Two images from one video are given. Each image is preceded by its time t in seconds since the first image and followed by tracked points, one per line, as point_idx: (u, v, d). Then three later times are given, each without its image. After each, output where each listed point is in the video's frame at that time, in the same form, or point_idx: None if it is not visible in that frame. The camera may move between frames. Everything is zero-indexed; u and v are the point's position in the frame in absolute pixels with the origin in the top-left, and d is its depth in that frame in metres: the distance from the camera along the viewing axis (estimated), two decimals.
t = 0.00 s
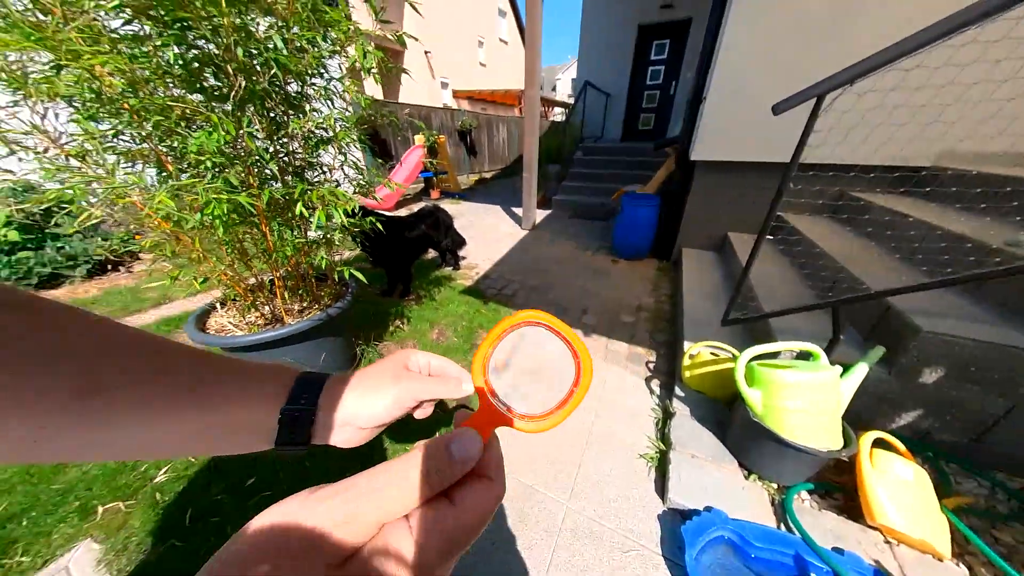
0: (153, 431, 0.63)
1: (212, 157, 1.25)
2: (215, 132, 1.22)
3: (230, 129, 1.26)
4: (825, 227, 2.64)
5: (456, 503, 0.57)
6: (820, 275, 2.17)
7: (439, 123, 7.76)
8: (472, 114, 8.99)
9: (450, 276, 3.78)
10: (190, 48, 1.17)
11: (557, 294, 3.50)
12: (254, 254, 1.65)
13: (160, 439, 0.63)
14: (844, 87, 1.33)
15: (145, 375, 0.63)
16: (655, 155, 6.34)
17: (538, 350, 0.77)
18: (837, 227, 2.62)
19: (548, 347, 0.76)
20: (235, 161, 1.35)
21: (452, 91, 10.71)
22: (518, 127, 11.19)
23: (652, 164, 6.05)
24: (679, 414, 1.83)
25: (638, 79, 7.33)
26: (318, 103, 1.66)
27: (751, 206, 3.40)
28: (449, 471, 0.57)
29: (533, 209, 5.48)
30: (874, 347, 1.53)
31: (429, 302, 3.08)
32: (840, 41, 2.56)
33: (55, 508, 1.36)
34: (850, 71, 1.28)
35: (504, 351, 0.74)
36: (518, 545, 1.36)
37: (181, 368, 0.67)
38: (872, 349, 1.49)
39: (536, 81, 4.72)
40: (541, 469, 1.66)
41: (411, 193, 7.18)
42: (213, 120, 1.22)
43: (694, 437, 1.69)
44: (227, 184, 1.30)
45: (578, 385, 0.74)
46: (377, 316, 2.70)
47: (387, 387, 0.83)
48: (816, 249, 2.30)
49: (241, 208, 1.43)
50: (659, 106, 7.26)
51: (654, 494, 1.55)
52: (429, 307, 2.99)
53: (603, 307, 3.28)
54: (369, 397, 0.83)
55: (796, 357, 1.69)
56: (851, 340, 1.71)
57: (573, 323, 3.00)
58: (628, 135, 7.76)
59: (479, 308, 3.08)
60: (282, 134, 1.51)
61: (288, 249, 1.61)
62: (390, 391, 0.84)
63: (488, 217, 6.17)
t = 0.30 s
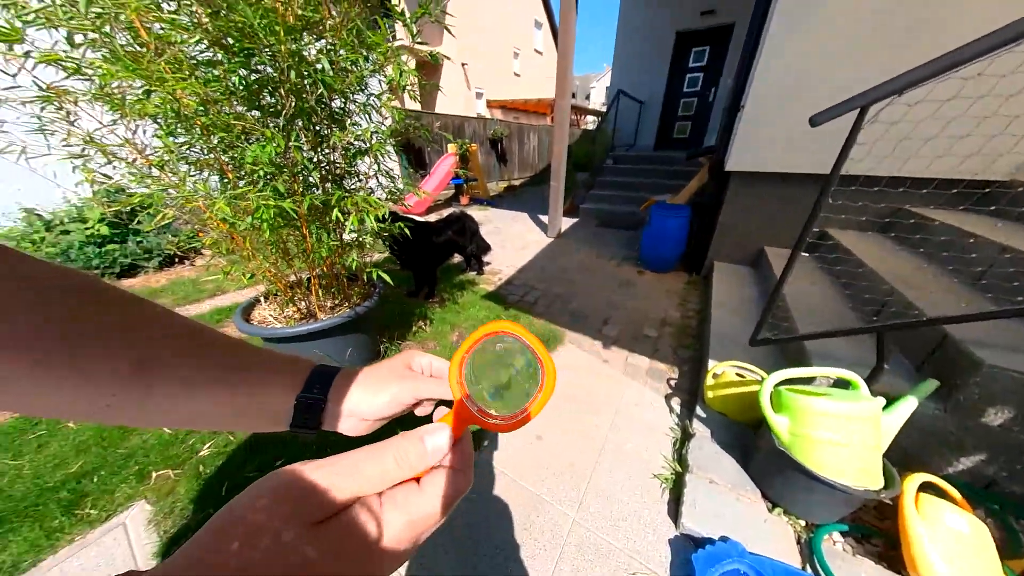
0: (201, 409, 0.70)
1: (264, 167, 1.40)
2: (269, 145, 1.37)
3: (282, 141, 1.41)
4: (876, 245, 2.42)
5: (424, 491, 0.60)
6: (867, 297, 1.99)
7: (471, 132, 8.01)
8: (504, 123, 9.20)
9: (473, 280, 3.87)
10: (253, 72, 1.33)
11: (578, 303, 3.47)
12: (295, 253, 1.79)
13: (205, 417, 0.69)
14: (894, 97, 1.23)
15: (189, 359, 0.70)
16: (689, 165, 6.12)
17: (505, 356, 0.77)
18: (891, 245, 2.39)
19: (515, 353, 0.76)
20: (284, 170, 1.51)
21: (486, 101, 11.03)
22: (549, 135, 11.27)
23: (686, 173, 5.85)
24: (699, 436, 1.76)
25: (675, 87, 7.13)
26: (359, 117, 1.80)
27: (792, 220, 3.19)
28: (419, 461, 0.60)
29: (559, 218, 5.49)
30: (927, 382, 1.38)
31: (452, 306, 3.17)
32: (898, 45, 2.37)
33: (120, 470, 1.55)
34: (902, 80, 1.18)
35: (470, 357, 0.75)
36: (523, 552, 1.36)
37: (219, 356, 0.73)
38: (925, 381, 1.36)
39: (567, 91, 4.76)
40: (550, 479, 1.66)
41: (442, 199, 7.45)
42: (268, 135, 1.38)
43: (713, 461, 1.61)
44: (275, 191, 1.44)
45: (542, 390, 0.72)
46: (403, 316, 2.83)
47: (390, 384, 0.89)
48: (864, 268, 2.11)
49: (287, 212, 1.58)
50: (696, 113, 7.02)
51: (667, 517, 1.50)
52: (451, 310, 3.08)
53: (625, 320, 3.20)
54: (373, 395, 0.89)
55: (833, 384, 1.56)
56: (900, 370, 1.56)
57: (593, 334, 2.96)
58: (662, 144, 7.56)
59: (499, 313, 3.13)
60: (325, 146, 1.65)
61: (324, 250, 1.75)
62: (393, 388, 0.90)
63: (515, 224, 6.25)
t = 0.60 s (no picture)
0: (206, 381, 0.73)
1: (302, 168, 1.52)
2: (308, 148, 1.49)
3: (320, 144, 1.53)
4: (958, 263, 2.09)
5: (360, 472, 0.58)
6: (941, 324, 1.72)
7: (507, 139, 8.17)
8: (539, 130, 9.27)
9: (498, 284, 3.90)
10: (299, 81, 1.45)
11: (603, 312, 3.36)
12: (328, 249, 1.92)
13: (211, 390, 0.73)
14: (976, 91, 1.06)
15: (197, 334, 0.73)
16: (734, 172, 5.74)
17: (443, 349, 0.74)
18: (977, 265, 2.05)
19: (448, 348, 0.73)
20: (321, 171, 1.63)
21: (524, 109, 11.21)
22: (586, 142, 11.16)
23: (730, 181, 5.49)
24: (726, 464, 1.61)
25: (723, 91, 6.74)
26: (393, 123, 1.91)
27: (851, 233, 2.86)
28: (353, 442, 0.59)
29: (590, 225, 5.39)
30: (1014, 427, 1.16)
31: (475, 308, 3.20)
32: (999, 34, 2.04)
33: (171, 435, 1.74)
34: (987, 71, 1.02)
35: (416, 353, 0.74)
36: (523, 563, 1.33)
37: (225, 332, 0.76)
38: (1009, 428, 1.14)
39: (603, 98, 4.69)
40: (558, 490, 1.61)
41: (475, 204, 7.65)
42: (310, 140, 1.50)
43: (739, 493, 1.47)
44: (311, 190, 1.56)
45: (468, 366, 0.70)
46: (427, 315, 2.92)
47: (371, 370, 0.86)
48: (938, 290, 1.83)
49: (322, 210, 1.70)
50: (745, 119, 6.59)
51: (681, 547, 1.40)
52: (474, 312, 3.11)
53: (652, 332, 3.04)
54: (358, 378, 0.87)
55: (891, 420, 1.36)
56: (981, 411, 1.33)
57: (617, 345, 2.84)
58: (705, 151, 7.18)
59: (521, 318, 3.11)
60: (360, 150, 1.76)
61: (353, 247, 1.85)
62: (375, 374, 0.87)
63: (544, 230, 6.23)
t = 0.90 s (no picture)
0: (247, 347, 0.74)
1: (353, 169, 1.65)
2: (359, 151, 1.61)
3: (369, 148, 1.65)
4: None
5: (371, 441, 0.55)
6: None
7: (547, 146, 8.19)
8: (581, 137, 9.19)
9: (530, 288, 3.89)
10: (355, 90, 1.58)
11: (638, 324, 3.21)
12: (371, 246, 2.05)
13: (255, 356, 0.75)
14: None
15: (241, 299, 0.73)
16: (795, 180, 5.24)
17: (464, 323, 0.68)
18: None
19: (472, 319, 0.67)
20: (369, 172, 1.75)
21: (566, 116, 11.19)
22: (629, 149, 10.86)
23: (790, 190, 5.02)
24: (772, 500, 1.45)
25: (787, 93, 6.21)
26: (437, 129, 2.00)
27: (940, 251, 2.47)
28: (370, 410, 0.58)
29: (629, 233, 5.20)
30: None
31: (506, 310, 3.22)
32: None
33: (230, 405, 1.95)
34: None
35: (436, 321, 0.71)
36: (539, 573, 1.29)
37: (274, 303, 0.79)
38: None
39: (649, 103, 4.54)
40: (580, 503, 1.55)
41: (512, 209, 7.74)
42: (360, 143, 1.62)
43: (787, 534, 1.31)
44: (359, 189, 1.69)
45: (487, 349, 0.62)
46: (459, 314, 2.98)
47: (396, 353, 0.82)
48: None
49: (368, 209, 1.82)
50: (810, 122, 6.01)
51: None
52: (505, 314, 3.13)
53: (692, 348, 2.84)
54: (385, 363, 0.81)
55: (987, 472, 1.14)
56: None
57: (652, 359, 2.69)
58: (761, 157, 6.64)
59: (551, 323, 3.07)
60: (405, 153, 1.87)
61: (394, 245, 1.96)
62: (399, 358, 0.82)
63: (580, 237, 6.13)
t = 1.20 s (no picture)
0: (247, 315, 0.78)
1: (379, 172, 1.79)
2: (384, 156, 1.74)
3: (393, 153, 1.78)
4: None
5: (260, 389, 0.38)
6: None
7: (586, 152, 8.10)
8: (623, 143, 8.97)
9: (555, 293, 3.86)
10: (386, 101, 1.69)
11: (665, 337, 3.04)
12: (397, 244, 2.16)
13: (252, 325, 0.78)
14: None
15: (244, 271, 0.78)
16: (868, 189, 4.62)
17: (350, 288, 0.48)
18: None
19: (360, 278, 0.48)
20: (394, 175, 1.88)
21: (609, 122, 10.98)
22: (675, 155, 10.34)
23: (860, 201, 4.43)
24: (790, 539, 1.30)
25: (863, 92, 5.51)
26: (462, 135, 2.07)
27: None
28: (258, 357, 0.40)
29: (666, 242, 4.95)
30: None
31: (527, 313, 3.22)
32: None
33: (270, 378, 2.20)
34: None
35: (321, 297, 0.50)
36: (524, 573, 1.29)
37: (252, 273, 0.79)
38: None
39: (693, 107, 4.31)
40: (575, 511, 1.52)
41: (547, 215, 7.75)
42: (384, 146, 1.73)
43: None
44: (384, 192, 1.84)
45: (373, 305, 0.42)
46: (480, 312, 3.04)
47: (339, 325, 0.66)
48: None
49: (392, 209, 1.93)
50: (893, 124, 5.27)
51: None
52: (525, 317, 3.13)
53: (723, 367, 2.63)
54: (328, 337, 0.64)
55: None
56: None
57: (675, 375, 2.53)
58: (829, 164, 5.96)
59: (571, 329, 3.01)
60: (428, 158, 1.97)
61: (415, 244, 2.07)
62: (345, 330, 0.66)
63: (614, 245, 5.95)
